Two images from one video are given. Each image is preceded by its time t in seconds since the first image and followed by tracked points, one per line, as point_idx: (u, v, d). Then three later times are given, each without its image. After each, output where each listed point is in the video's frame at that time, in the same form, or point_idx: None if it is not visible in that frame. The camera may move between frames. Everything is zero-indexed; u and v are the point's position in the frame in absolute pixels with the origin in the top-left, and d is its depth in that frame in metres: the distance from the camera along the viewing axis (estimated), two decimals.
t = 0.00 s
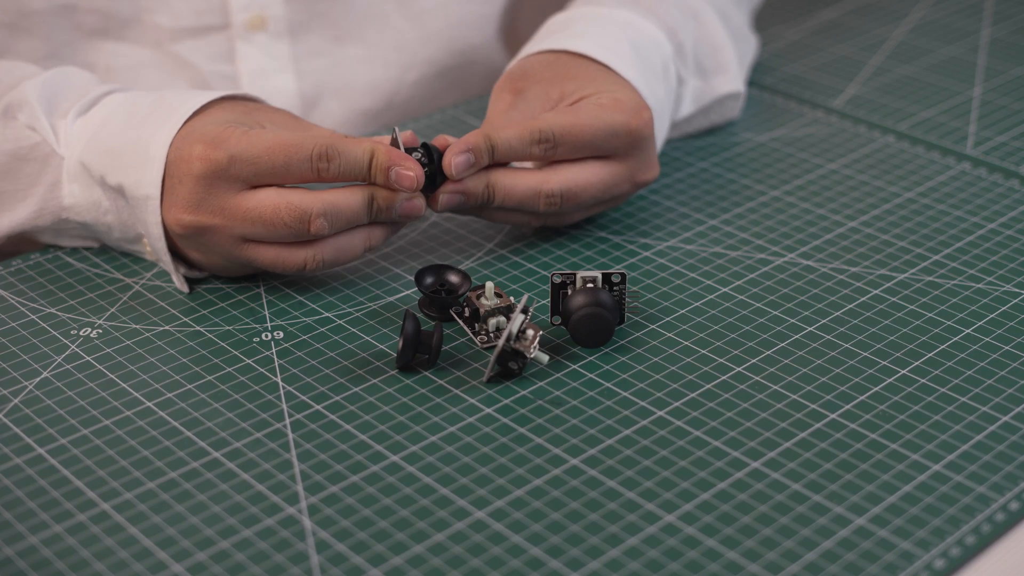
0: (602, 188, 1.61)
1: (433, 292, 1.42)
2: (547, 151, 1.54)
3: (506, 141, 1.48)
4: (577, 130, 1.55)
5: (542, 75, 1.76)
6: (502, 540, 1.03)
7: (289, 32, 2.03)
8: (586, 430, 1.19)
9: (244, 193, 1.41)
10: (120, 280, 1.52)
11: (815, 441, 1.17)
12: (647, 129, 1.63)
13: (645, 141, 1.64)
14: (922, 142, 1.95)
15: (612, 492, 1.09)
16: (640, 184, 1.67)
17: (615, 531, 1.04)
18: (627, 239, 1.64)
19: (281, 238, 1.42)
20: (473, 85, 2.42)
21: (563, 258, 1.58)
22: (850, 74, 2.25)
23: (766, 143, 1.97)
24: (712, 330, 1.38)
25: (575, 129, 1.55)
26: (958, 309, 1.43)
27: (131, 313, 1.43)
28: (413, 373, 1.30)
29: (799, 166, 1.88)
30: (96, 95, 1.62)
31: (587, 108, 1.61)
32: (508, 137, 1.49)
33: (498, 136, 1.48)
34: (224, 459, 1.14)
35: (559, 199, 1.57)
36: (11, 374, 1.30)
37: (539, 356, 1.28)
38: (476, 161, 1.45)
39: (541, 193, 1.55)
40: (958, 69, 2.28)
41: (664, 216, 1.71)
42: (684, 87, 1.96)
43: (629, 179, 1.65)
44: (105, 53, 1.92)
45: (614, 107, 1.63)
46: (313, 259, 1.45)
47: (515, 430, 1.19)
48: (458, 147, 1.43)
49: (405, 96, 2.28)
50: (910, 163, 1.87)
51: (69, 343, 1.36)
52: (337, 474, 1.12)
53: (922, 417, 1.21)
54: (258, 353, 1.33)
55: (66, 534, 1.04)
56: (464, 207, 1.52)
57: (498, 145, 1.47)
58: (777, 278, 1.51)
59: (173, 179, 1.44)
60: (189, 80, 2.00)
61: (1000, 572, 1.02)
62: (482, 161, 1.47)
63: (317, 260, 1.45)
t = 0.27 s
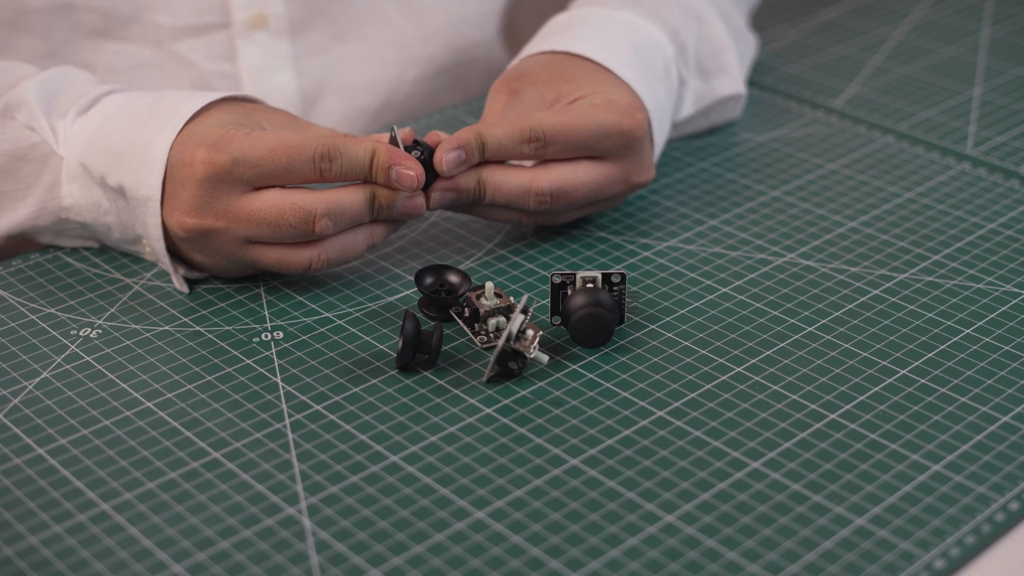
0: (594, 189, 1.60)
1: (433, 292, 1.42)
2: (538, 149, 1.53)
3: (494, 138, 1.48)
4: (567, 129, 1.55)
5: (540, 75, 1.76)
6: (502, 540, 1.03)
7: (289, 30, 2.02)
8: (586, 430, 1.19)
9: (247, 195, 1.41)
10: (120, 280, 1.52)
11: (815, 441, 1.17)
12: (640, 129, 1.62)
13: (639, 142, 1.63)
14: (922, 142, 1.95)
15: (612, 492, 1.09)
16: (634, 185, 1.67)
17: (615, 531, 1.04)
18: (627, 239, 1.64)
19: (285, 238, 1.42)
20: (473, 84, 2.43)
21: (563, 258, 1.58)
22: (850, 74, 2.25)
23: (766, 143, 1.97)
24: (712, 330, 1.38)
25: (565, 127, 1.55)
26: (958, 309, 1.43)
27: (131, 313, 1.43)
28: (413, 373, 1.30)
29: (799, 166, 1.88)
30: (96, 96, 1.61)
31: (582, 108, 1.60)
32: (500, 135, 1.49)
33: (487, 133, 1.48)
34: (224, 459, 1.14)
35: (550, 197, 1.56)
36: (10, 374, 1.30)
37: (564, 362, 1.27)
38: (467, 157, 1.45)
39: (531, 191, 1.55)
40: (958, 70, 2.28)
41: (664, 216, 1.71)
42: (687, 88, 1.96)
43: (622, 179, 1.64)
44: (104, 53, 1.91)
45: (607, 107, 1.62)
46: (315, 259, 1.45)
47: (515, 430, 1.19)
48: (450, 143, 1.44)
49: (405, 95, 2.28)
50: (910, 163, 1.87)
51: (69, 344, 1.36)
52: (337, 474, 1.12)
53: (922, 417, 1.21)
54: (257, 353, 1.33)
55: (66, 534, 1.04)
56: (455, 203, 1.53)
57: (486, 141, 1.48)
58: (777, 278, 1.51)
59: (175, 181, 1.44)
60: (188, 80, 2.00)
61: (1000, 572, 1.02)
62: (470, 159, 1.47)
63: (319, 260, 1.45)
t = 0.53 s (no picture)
0: (600, 189, 1.61)
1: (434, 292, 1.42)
2: (545, 155, 1.53)
3: (505, 150, 1.48)
4: (574, 133, 1.54)
5: (539, 71, 1.76)
6: (502, 540, 1.03)
7: (289, 29, 2.03)
8: (586, 430, 1.19)
9: (253, 193, 1.41)
10: (121, 279, 1.52)
11: (815, 441, 1.17)
12: (645, 126, 1.64)
13: (642, 138, 1.65)
14: (922, 142, 1.95)
15: (612, 492, 1.09)
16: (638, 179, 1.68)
17: (615, 531, 1.04)
18: (627, 239, 1.64)
19: (287, 241, 1.42)
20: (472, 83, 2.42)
21: (563, 258, 1.58)
22: (850, 74, 2.25)
23: (766, 143, 1.97)
24: (712, 330, 1.39)
25: (572, 129, 1.54)
26: (958, 309, 1.43)
27: (131, 313, 1.43)
28: (413, 373, 1.30)
29: (799, 165, 1.88)
30: (101, 94, 1.62)
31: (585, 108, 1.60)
32: (508, 143, 1.49)
33: (497, 147, 1.47)
34: (224, 459, 1.14)
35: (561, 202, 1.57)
36: (11, 374, 1.30)
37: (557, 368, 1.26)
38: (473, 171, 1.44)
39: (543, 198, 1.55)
40: (958, 69, 2.28)
41: (664, 216, 1.71)
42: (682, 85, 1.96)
43: (627, 176, 1.65)
44: (104, 51, 1.91)
45: (610, 105, 1.62)
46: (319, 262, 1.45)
47: (514, 430, 1.19)
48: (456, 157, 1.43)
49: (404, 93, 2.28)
50: (909, 163, 1.88)
51: (69, 343, 1.36)
52: (337, 474, 1.12)
53: (922, 417, 1.21)
54: (258, 353, 1.33)
55: (66, 534, 1.04)
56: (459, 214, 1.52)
57: (498, 155, 1.47)
58: (777, 278, 1.51)
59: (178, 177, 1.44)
60: (186, 79, 1.99)
61: (1000, 572, 1.02)
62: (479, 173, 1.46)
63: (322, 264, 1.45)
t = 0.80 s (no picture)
0: (563, 144, 1.53)
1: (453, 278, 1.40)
2: (495, 122, 1.44)
3: (452, 126, 1.39)
4: (519, 92, 1.45)
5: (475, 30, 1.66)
6: (501, 540, 1.03)
7: (279, 32, 2.02)
8: (586, 430, 1.19)
9: (182, 233, 1.36)
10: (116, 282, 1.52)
11: (815, 441, 1.17)
12: (585, 69, 1.55)
13: (587, 81, 1.56)
14: (922, 142, 1.95)
15: (612, 492, 1.09)
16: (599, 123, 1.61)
17: (615, 531, 1.04)
18: (628, 239, 1.64)
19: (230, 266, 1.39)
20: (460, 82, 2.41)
21: (563, 258, 1.58)
22: (850, 74, 2.25)
23: (766, 143, 1.97)
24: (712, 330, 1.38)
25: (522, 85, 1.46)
26: (958, 309, 1.43)
27: (131, 313, 1.43)
28: (413, 372, 1.30)
29: (799, 166, 1.88)
30: (40, 106, 1.57)
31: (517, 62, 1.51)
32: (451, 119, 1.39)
33: (441, 125, 1.38)
34: (224, 459, 1.14)
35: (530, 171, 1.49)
36: (11, 374, 1.30)
37: (606, 403, 1.23)
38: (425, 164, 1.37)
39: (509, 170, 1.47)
40: (958, 70, 2.28)
41: (664, 216, 1.71)
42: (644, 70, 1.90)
43: (587, 124, 1.57)
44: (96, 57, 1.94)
45: (539, 53, 1.53)
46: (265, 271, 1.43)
47: (514, 431, 1.19)
48: (405, 150, 1.35)
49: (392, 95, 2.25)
50: (910, 163, 1.88)
51: (69, 343, 1.36)
52: (337, 474, 1.12)
53: (922, 417, 1.21)
54: (258, 353, 1.33)
55: (66, 534, 1.04)
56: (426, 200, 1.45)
57: (449, 133, 1.38)
58: (777, 278, 1.51)
59: (102, 216, 1.38)
60: (180, 82, 2.01)
61: (1000, 572, 1.02)
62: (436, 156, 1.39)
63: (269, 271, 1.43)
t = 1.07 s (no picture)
0: (549, 144, 1.52)
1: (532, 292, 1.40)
2: (478, 125, 1.43)
3: (436, 131, 1.37)
4: (499, 93, 1.45)
5: (463, 36, 1.67)
6: (501, 540, 1.03)
7: (279, 32, 2.02)
8: (586, 430, 1.19)
9: (179, 227, 1.35)
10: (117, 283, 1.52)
11: (815, 441, 1.17)
12: (567, 70, 1.54)
13: (570, 83, 1.56)
14: (922, 142, 1.95)
15: (612, 492, 1.09)
16: (583, 125, 1.61)
17: (615, 531, 1.04)
18: (628, 239, 1.64)
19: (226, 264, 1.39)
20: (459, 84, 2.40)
21: (563, 258, 1.58)
22: (850, 74, 2.25)
23: (766, 143, 1.97)
24: (712, 330, 1.38)
25: (503, 88, 1.46)
26: (958, 309, 1.43)
27: (131, 313, 1.43)
28: (413, 373, 1.30)
29: (799, 166, 1.88)
30: (45, 106, 1.57)
31: (499, 66, 1.51)
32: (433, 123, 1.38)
33: (425, 132, 1.37)
34: (223, 459, 1.14)
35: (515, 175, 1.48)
36: (11, 374, 1.30)
37: (606, 403, 1.23)
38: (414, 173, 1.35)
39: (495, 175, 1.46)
40: (958, 70, 2.28)
41: (664, 216, 1.71)
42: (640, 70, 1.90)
43: (570, 126, 1.57)
44: (96, 57, 1.93)
45: (521, 56, 1.53)
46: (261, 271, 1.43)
47: (515, 431, 1.19)
48: (394, 163, 1.33)
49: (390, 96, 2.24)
50: (910, 163, 1.88)
51: (69, 343, 1.36)
52: (337, 474, 1.12)
53: (922, 417, 1.21)
54: (258, 353, 1.33)
55: (66, 534, 1.04)
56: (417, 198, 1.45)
57: (434, 138, 1.37)
58: (777, 278, 1.51)
59: (103, 211, 1.38)
60: (180, 83, 2.01)
61: (1000, 572, 1.02)
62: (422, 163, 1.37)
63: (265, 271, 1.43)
